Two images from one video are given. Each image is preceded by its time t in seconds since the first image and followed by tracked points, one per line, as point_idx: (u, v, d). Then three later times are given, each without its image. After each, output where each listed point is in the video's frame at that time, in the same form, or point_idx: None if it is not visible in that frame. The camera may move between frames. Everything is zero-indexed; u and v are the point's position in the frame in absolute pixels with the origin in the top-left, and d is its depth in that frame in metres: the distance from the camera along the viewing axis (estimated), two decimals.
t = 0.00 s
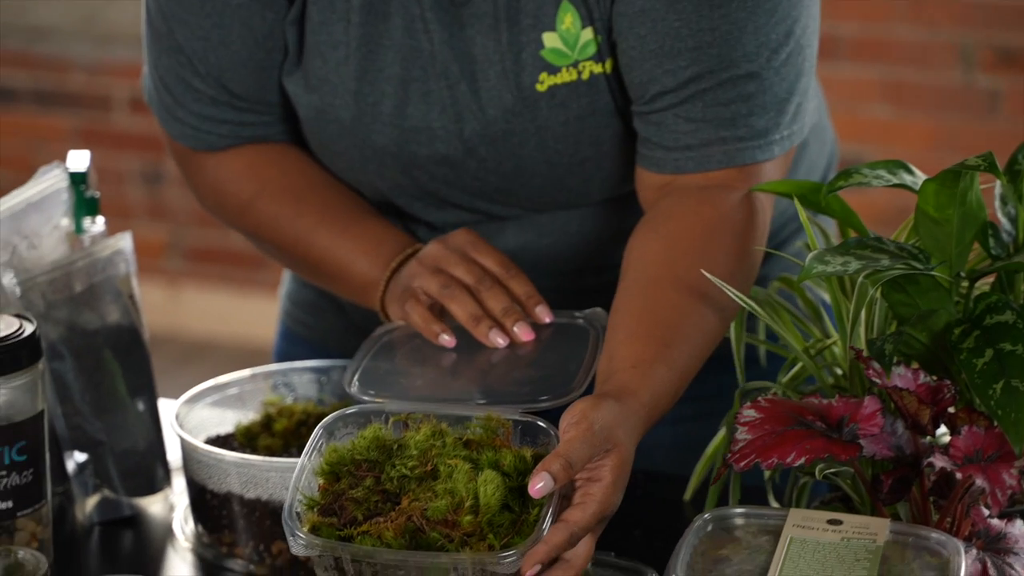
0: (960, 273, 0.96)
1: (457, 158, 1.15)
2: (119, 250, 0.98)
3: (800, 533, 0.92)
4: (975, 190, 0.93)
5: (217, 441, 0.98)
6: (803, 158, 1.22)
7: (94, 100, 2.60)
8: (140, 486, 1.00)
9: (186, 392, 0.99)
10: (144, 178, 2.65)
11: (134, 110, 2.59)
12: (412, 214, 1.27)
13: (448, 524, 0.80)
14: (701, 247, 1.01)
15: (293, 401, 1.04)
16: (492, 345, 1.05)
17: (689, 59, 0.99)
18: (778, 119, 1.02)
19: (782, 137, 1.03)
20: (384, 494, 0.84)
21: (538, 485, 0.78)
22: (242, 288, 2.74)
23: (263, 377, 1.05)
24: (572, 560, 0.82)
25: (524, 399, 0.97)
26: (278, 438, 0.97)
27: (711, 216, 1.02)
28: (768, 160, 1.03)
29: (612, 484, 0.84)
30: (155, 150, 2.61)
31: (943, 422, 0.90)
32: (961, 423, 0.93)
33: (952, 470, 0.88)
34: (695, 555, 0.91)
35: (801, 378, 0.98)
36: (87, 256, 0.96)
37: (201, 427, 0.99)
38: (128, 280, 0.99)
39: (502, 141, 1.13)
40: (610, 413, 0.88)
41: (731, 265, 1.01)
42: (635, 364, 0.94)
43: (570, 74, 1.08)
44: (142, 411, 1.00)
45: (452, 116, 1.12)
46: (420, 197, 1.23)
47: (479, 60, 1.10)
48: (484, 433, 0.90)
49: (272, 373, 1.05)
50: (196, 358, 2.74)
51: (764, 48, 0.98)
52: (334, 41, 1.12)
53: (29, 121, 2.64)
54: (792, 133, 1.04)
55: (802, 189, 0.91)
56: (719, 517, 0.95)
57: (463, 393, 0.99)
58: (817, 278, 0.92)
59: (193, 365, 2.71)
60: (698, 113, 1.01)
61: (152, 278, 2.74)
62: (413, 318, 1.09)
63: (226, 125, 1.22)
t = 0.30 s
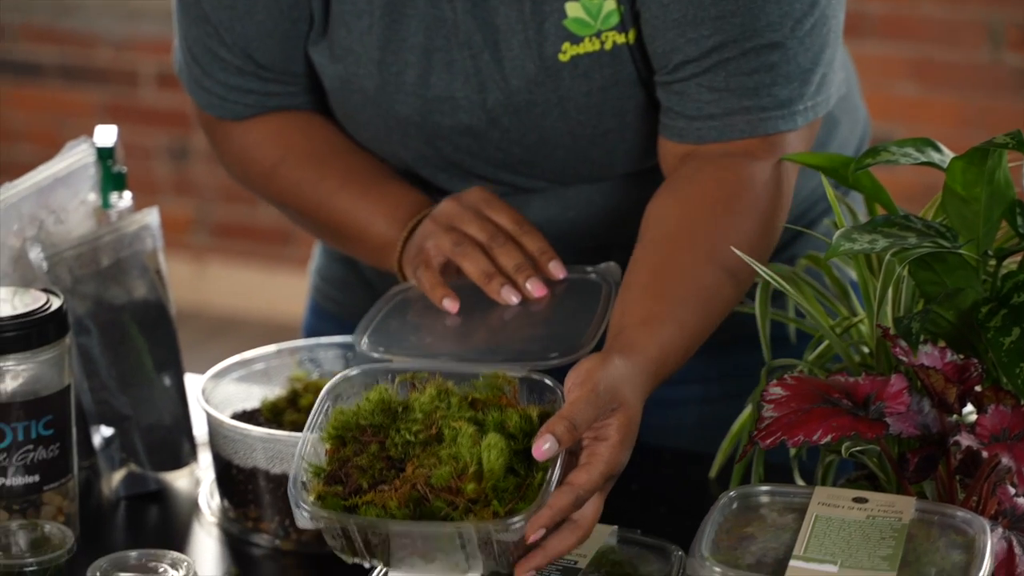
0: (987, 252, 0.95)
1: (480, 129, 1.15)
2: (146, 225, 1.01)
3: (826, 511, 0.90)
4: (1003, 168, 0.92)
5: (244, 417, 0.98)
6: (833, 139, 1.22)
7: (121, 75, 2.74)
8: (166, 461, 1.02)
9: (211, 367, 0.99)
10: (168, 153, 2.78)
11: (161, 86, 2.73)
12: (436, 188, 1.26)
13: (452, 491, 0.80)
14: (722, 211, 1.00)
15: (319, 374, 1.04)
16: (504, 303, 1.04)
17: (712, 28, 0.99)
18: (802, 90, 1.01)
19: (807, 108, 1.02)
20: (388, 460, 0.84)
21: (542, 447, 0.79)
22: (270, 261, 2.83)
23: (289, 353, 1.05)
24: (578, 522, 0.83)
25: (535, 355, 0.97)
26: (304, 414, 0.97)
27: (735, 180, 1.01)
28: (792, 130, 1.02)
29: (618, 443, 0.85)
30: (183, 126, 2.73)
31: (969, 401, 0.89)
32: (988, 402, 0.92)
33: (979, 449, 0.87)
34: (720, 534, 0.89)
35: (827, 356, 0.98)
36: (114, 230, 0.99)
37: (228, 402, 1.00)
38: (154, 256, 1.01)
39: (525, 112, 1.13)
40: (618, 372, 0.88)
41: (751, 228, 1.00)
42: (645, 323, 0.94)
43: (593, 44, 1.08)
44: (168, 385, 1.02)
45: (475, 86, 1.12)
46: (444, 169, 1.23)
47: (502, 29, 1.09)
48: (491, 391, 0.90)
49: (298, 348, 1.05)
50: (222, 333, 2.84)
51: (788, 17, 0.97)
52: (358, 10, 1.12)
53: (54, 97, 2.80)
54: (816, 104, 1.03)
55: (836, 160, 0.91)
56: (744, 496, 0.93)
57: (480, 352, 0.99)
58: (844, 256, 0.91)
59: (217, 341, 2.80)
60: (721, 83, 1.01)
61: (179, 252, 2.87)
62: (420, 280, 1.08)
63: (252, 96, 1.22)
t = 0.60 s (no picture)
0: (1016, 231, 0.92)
1: (504, 96, 1.15)
2: (173, 203, 1.03)
3: (852, 491, 0.87)
4: None
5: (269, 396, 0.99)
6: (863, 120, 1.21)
7: (149, 54, 2.83)
8: (191, 438, 1.04)
9: (236, 344, 1.01)
10: (195, 130, 2.88)
11: (186, 63, 2.82)
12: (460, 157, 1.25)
13: (445, 435, 0.80)
14: (739, 172, 0.99)
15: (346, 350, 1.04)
16: (512, 252, 1.04)
17: None
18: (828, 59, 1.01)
19: (832, 77, 1.01)
20: (383, 403, 0.84)
21: (536, 391, 0.78)
22: (294, 240, 2.92)
23: (316, 331, 1.04)
24: (572, 467, 0.83)
25: (539, 301, 0.97)
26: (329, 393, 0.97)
27: (756, 142, 1.00)
28: (816, 99, 1.01)
29: (614, 390, 0.84)
30: (209, 105, 2.83)
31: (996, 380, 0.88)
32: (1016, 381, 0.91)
33: (1007, 430, 0.86)
34: (745, 513, 0.86)
35: (854, 336, 0.97)
36: (141, 208, 1.01)
37: (253, 379, 1.01)
38: (181, 233, 1.04)
39: (550, 79, 1.12)
40: (618, 318, 0.87)
41: (769, 191, 1.00)
42: (650, 277, 0.93)
43: (618, 11, 1.07)
44: (195, 363, 1.04)
45: (500, 54, 1.12)
46: (470, 138, 1.23)
47: None
48: (491, 337, 0.89)
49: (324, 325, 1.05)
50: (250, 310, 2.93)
51: None
52: None
53: (83, 76, 2.91)
54: (842, 74, 1.02)
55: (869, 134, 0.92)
56: (770, 473, 0.90)
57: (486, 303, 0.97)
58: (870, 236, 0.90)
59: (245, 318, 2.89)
60: (745, 50, 1.00)
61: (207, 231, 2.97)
62: (430, 227, 1.08)
63: (275, 59, 1.23)
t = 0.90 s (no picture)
0: None
1: (536, 87, 1.15)
2: (198, 194, 1.05)
3: (877, 486, 0.82)
4: None
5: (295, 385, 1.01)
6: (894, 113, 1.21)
7: (173, 45, 2.98)
8: (216, 430, 1.06)
9: (262, 336, 1.04)
10: (221, 122, 3.02)
11: (213, 55, 2.97)
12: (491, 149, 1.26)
13: (476, 431, 0.80)
14: (772, 163, 0.99)
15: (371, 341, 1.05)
16: (545, 244, 1.04)
17: None
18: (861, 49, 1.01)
19: (865, 67, 1.01)
20: (416, 398, 0.84)
21: (568, 387, 0.77)
22: (318, 232, 3.06)
23: (341, 323, 1.07)
24: (603, 462, 0.82)
25: (569, 297, 0.96)
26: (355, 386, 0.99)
27: (790, 133, 1.00)
28: (850, 89, 1.01)
29: (643, 385, 0.83)
30: (235, 96, 2.99)
31: None
32: None
33: None
34: (769, 506, 0.81)
35: (880, 330, 0.96)
36: (167, 200, 1.03)
37: (279, 371, 1.04)
38: (206, 224, 1.06)
39: (582, 70, 1.12)
40: (649, 313, 0.87)
41: (804, 182, 1.00)
42: (684, 270, 0.94)
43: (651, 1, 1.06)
44: (219, 354, 1.06)
45: (533, 45, 1.12)
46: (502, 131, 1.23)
47: None
48: (522, 330, 0.89)
49: (350, 317, 1.07)
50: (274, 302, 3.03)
51: None
52: None
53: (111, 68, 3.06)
54: (876, 63, 1.02)
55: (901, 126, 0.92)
56: (794, 468, 0.85)
57: (521, 295, 0.97)
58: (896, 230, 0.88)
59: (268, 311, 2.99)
60: (779, 41, 1.00)
61: (232, 222, 3.11)
62: (463, 220, 1.08)
63: (305, 52, 1.24)
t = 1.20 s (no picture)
0: None
1: (567, 63, 1.14)
2: (214, 193, 1.06)
3: (892, 486, 0.79)
4: None
5: (310, 385, 1.03)
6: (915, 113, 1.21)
7: (190, 44, 3.02)
8: (232, 428, 1.07)
9: (278, 335, 1.05)
10: (236, 121, 3.06)
11: (228, 54, 3.01)
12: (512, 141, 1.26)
13: (515, 410, 0.83)
14: (805, 140, 1.00)
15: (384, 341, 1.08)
16: (575, 226, 1.04)
17: None
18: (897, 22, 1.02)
19: (901, 40, 1.02)
20: (453, 379, 0.86)
21: (604, 362, 0.79)
22: (336, 232, 3.10)
23: (356, 322, 1.10)
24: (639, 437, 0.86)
25: (599, 279, 0.96)
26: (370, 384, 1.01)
27: (824, 108, 1.01)
28: (885, 62, 1.02)
29: (679, 359, 0.86)
30: (250, 95, 3.02)
31: None
32: None
33: None
34: (783, 506, 0.79)
35: (895, 330, 0.96)
36: (182, 198, 1.04)
37: (294, 371, 1.06)
38: (222, 223, 1.07)
39: (613, 45, 1.11)
40: (684, 288, 0.88)
41: (838, 158, 1.01)
42: (715, 250, 0.95)
43: None
44: (235, 353, 1.07)
45: (563, 20, 1.11)
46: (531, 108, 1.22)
47: None
48: (556, 307, 0.91)
49: (365, 317, 1.10)
50: (289, 301, 3.08)
51: None
52: None
53: (131, 66, 3.09)
54: (912, 37, 1.03)
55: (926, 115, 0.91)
56: (809, 468, 0.83)
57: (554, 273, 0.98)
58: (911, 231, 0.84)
59: (282, 309, 3.02)
60: (815, 14, 1.02)
61: (247, 220, 3.15)
62: (494, 200, 1.09)
63: (330, 29, 1.25)
